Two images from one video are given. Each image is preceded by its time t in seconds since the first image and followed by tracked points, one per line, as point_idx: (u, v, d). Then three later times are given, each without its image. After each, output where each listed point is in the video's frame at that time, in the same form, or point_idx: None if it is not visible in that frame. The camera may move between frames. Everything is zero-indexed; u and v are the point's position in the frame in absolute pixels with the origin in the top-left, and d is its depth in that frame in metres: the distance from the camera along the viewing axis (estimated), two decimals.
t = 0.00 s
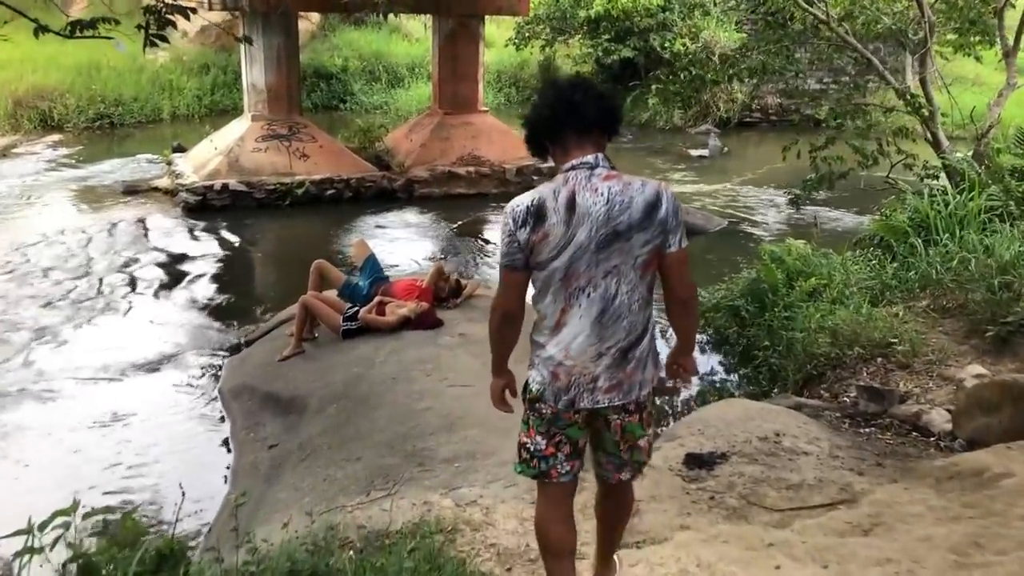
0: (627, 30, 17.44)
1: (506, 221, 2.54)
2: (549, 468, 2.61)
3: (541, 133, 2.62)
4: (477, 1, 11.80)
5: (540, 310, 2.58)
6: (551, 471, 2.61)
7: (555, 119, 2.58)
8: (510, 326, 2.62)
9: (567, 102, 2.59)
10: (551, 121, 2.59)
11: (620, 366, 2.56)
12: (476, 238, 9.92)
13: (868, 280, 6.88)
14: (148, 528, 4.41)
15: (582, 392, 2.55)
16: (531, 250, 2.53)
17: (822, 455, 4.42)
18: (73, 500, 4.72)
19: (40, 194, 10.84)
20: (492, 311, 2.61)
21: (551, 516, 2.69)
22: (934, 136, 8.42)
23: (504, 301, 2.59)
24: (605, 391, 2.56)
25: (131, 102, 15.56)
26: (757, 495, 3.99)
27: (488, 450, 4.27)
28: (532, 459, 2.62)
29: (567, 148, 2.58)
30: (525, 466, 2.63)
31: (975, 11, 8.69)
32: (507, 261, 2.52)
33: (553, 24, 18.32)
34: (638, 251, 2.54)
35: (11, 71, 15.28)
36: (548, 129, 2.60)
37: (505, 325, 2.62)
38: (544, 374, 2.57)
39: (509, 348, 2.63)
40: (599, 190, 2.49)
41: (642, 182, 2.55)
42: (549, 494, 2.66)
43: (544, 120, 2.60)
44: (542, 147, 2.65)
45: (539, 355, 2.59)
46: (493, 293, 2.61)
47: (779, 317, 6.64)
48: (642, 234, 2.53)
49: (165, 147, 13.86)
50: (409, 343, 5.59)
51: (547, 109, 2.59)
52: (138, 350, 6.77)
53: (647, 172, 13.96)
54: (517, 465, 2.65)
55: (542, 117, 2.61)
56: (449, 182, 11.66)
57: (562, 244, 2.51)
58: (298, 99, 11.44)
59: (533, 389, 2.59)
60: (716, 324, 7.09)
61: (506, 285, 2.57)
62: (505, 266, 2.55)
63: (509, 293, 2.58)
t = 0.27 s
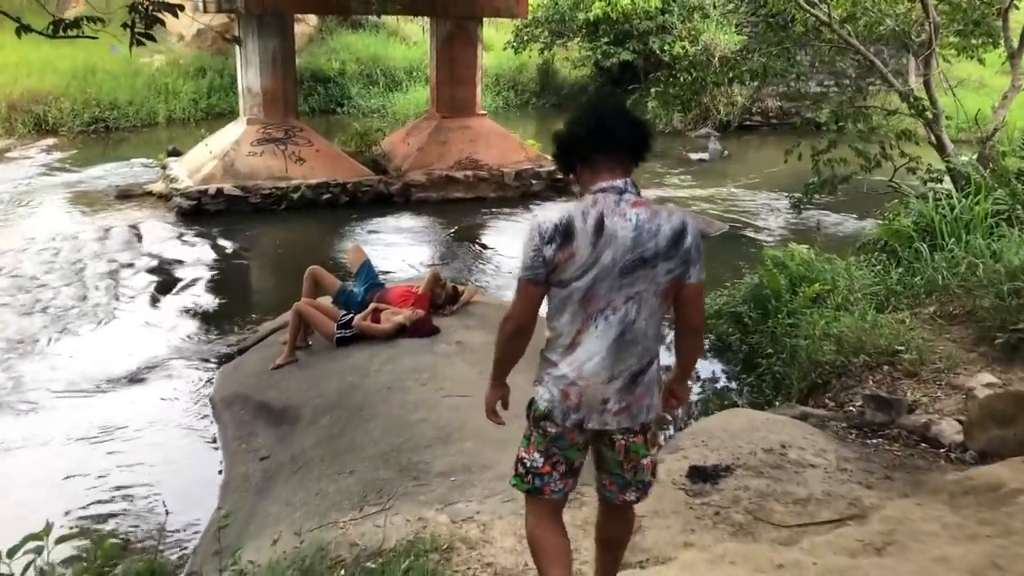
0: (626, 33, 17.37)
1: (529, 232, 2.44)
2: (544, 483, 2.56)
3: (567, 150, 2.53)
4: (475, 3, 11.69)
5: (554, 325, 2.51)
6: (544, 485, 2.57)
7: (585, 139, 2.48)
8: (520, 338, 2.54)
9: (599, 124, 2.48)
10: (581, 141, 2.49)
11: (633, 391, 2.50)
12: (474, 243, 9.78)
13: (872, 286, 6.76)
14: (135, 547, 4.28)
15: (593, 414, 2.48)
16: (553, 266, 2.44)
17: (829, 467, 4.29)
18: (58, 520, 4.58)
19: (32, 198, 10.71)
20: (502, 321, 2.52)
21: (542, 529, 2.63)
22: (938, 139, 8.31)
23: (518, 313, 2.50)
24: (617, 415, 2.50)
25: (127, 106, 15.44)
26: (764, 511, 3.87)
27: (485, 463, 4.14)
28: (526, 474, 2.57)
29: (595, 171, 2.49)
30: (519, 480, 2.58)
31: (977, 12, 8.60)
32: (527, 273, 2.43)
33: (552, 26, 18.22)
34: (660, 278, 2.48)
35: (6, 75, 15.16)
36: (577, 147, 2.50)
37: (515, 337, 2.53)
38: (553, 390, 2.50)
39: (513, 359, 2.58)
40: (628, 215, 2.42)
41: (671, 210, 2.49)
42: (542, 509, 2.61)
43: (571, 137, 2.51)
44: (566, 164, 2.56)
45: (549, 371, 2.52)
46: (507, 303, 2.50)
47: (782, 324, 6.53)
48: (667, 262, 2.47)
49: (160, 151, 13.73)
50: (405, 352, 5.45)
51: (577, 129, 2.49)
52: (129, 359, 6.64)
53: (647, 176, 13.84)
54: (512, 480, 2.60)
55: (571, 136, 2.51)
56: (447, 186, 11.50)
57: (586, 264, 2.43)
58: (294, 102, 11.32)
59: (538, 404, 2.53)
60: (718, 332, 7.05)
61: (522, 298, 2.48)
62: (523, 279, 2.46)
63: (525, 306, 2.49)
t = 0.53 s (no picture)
0: (625, 36, 17.30)
1: (540, 219, 2.56)
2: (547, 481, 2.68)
3: (584, 147, 2.65)
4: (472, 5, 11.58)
5: (559, 315, 2.61)
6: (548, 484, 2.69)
7: (603, 138, 2.61)
8: (524, 325, 2.64)
9: (617, 125, 2.61)
10: (598, 139, 2.62)
11: (637, 384, 2.62)
12: (470, 247, 9.66)
13: (876, 291, 6.64)
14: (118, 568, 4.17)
15: (598, 406, 2.60)
16: (561, 253, 2.56)
17: (834, 480, 4.17)
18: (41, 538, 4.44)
19: (23, 202, 10.58)
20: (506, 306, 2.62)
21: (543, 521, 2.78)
22: (941, 142, 8.19)
23: (523, 298, 2.59)
24: (621, 407, 2.62)
25: (120, 109, 15.29)
26: (767, 525, 3.75)
27: (480, 476, 4.01)
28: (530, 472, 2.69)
29: (611, 167, 2.62)
30: (524, 478, 2.70)
31: (980, 14, 8.45)
32: (536, 258, 2.54)
33: (550, 29, 18.12)
34: (664, 276, 2.60)
35: None
36: (593, 145, 2.63)
37: (519, 323, 2.63)
38: (557, 381, 2.61)
39: (514, 344, 2.66)
40: (636, 212, 2.55)
41: (674, 212, 2.63)
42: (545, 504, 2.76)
43: (590, 136, 2.63)
44: (583, 160, 2.69)
45: (553, 362, 2.63)
46: (514, 289, 2.60)
47: (784, 330, 6.41)
48: (671, 261, 2.60)
49: (153, 154, 13.60)
50: (399, 359, 5.33)
51: (596, 128, 2.61)
52: (117, 367, 6.52)
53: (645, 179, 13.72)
54: (517, 476, 2.73)
55: (590, 134, 2.63)
56: (444, 189, 11.40)
57: (594, 255, 2.55)
58: (289, 104, 11.19)
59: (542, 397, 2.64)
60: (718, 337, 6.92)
61: (528, 283, 2.58)
62: (531, 264, 2.57)
63: (530, 292, 2.59)
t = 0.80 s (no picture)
0: (623, 38, 17.21)
1: (517, 242, 2.53)
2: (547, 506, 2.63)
3: (564, 163, 2.61)
4: (468, 6, 11.47)
5: (543, 337, 2.56)
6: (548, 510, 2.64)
7: (584, 154, 2.55)
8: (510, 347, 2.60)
9: (599, 141, 2.56)
10: (579, 156, 2.57)
11: (627, 402, 2.54)
12: (467, 251, 9.54)
13: (878, 296, 6.53)
14: None
15: (588, 425, 2.52)
16: (539, 275, 2.52)
17: (840, 491, 4.05)
18: (26, 556, 4.32)
19: (14, 205, 10.44)
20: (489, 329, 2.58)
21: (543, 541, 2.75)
22: (943, 145, 8.09)
23: (505, 321, 2.57)
24: (612, 425, 2.53)
25: (114, 111, 15.15)
26: (773, 540, 3.63)
27: (475, 488, 3.89)
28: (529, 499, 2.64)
29: (589, 185, 2.56)
30: (524, 506, 2.65)
31: (982, 16, 8.33)
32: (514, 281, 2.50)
33: (547, 31, 18.03)
34: (645, 293, 2.53)
35: None
36: (574, 161, 2.58)
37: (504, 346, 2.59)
38: (546, 403, 2.55)
39: (499, 363, 2.63)
40: (613, 230, 2.49)
41: (652, 228, 2.55)
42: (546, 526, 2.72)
43: (572, 152, 2.58)
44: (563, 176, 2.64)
45: (542, 384, 2.57)
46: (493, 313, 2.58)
47: (785, 336, 6.31)
48: (651, 278, 2.52)
49: (147, 158, 13.47)
50: (393, 367, 5.21)
51: (579, 143, 2.57)
52: (106, 375, 6.39)
53: (643, 183, 13.63)
54: (517, 504, 2.68)
55: (572, 150, 2.58)
56: (440, 193, 11.29)
57: (572, 276, 2.50)
58: (284, 106, 11.08)
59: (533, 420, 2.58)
60: (719, 343, 6.86)
61: (510, 306, 2.55)
62: (510, 287, 2.54)
63: (513, 315, 2.55)
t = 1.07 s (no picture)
0: (618, 39, 17.09)
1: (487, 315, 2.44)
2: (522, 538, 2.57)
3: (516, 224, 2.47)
4: (463, 8, 11.36)
5: (519, 400, 2.48)
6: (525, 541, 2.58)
7: (535, 216, 2.42)
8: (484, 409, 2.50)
9: (547, 202, 2.41)
10: (529, 217, 2.42)
11: (602, 452, 2.49)
12: (463, 255, 9.42)
13: (883, 298, 6.42)
14: None
15: (565, 480, 2.47)
16: (512, 344, 2.43)
17: (851, 501, 3.94)
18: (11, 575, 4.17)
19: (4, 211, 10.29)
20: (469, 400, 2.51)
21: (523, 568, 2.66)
22: (945, 144, 7.99)
23: (481, 392, 2.48)
24: (587, 477, 2.48)
25: (106, 115, 14.98)
26: (783, 554, 3.52)
27: (475, 501, 3.77)
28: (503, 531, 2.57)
29: (546, 247, 2.43)
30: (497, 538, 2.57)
31: (982, 14, 8.23)
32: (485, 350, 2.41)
33: (542, 32, 17.93)
34: (614, 346, 2.46)
35: None
36: (525, 222, 2.43)
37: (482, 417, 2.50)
38: (524, 463, 2.47)
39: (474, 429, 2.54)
40: (577, 289, 2.40)
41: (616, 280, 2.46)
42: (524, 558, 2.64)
43: (521, 213, 2.44)
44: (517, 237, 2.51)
45: (518, 444, 2.49)
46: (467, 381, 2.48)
47: (789, 340, 6.20)
48: (619, 331, 2.45)
49: (139, 161, 13.32)
50: (388, 375, 5.08)
51: (528, 204, 2.43)
52: (95, 384, 6.25)
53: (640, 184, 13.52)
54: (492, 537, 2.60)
55: (522, 212, 2.44)
56: (436, 196, 11.17)
57: (541, 338, 2.41)
58: (277, 109, 10.94)
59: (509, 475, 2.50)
60: (724, 347, 6.80)
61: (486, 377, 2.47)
62: (484, 360, 2.45)
63: (489, 386, 2.47)
